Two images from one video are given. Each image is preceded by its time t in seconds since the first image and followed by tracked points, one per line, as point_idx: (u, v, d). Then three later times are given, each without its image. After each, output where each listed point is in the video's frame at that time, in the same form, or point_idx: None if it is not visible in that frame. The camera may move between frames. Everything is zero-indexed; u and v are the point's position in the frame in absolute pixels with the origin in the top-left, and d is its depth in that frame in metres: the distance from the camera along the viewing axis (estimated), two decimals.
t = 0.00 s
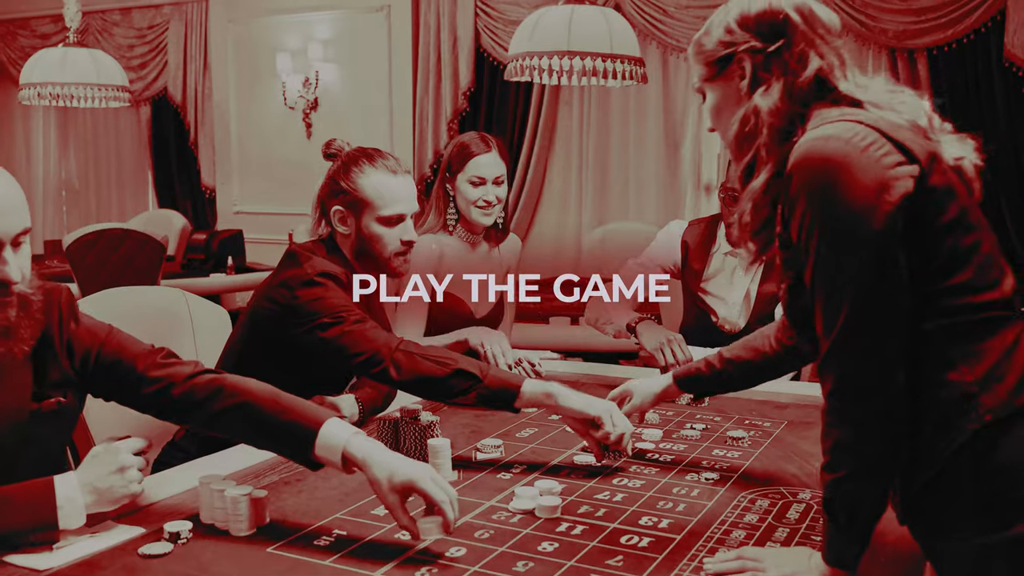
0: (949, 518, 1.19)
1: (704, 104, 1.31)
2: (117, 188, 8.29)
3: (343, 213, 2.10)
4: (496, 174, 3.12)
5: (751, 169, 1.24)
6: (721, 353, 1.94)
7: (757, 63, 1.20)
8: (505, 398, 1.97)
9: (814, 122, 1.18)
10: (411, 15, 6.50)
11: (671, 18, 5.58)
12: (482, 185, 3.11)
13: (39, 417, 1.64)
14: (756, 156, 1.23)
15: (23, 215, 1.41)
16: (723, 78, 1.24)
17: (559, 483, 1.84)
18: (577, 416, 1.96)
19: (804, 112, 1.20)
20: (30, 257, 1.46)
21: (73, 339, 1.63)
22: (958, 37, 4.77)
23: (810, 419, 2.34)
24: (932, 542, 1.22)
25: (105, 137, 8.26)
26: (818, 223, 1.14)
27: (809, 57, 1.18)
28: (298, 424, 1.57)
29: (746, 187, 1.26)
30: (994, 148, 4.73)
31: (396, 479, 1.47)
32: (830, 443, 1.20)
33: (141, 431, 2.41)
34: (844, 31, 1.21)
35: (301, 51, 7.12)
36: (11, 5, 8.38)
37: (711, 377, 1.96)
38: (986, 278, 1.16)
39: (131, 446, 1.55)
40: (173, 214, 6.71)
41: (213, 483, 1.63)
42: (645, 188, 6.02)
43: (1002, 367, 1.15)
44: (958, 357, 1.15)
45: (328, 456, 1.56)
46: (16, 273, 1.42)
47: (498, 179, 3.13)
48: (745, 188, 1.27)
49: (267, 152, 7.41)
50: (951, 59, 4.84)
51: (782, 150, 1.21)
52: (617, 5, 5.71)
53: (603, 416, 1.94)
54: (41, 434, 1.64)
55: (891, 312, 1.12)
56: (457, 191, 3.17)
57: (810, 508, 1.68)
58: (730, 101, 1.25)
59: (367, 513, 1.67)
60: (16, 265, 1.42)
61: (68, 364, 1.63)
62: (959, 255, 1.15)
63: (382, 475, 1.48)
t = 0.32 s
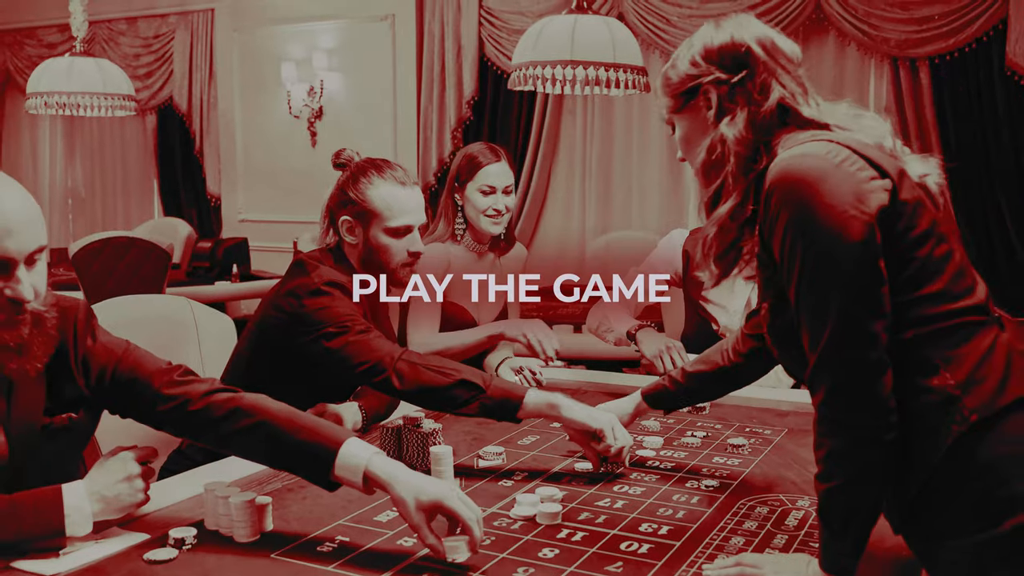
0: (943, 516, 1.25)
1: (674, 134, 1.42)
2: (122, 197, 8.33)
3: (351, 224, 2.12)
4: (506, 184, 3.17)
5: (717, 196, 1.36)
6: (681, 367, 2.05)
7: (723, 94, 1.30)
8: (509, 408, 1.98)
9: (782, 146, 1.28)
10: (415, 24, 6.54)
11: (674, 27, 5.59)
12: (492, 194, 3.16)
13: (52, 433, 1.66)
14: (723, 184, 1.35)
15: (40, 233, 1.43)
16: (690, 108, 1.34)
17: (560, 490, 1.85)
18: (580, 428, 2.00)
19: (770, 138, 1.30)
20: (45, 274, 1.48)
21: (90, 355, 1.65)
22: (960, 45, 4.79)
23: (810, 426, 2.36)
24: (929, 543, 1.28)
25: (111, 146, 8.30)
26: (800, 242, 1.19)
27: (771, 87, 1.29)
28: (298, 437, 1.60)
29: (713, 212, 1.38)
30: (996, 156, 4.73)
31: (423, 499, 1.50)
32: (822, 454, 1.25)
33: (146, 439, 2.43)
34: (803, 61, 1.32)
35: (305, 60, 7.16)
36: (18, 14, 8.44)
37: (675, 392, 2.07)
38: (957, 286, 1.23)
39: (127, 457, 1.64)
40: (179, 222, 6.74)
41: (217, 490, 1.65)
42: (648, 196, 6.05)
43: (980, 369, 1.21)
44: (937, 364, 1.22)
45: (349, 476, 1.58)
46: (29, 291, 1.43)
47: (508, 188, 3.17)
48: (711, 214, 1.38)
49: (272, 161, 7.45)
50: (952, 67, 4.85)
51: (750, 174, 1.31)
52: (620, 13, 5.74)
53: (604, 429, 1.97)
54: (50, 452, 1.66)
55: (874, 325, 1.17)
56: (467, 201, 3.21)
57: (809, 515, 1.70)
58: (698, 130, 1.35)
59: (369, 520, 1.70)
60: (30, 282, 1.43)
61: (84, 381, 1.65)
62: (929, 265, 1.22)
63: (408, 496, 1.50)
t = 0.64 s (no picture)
0: (939, 517, 1.26)
1: (663, 154, 1.45)
2: (129, 203, 8.38)
3: (353, 233, 2.14)
4: (517, 190, 3.15)
5: (706, 212, 1.38)
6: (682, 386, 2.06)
7: (708, 112, 1.34)
8: (511, 416, 2.00)
9: (767, 161, 1.31)
10: (420, 31, 6.57)
11: (677, 34, 5.60)
12: (504, 201, 3.14)
13: (62, 443, 1.68)
14: (711, 200, 1.38)
15: (52, 247, 1.44)
16: (677, 127, 1.37)
17: (561, 494, 1.87)
18: (582, 437, 1.99)
19: (754, 153, 1.33)
20: (57, 286, 1.48)
21: (102, 367, 1.66)
22: (963, 51, 4.79)
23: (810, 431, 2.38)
24: (925, 546, 1.29)
25: (117, 152, 8.35)
26: (788, 252, 1.21)
27: (754, 103, 1.31)
28: (291, 445, 1.61)
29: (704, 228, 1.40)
30: (1000, 163, 4.73)
31: (438, 520, 1.49)
32: (818, 460, 1.27)
33: (153, 444, 2.46)
34: (784, 78, 1.35)
35: (311, 66, 7.18)
36: (25, 21, 8.49)
37: (676, 411, 2.07)
38: (946, 290, 1.25)
39: (131, 463, 1.65)
40: (184, 227, 6.78)
41: (222, 493, 1.67)
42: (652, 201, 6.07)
43: (969, 372, 1.22)
44: (926, 368, 1.23)
45: (361, 497, 1.59)
46: (40, 303, 1.44)
47: (519, 195, 3.16)
48: (702, 230, 1.41)
49: (278, 167, 7.49)
50: (956, 74, 4.86)
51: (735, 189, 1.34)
52: (624, 19, 5.75)
53: (605, 439, 1.96)
54: (60, 461, 1.69)
55: (863, 332, 1.19)
56: (477, 208, 3.18)
57: (809, 520, 1.71)
58: (685, 148, 1.39)
59: (372, 523, 1.71)
60: (40, 295, 1.44)
61: (95, 393, 1.66)
62: (915, 272, 1.24)
63: (424, 517, 1.50)
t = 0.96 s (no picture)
0: (933, 519, 1.28)
1: (661, 162, 1.47)
2: (135, 207, 8.41)
3: (351, 238, 2.14)
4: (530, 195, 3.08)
5: (704, 219, 1.40)
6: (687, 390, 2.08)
7: (705, 120, 1.35)
8: (512, 417, 2.02)
9: (763, 167, 1.32)
10: (425, 34, 6.60)
11: (681, 37, 5.61)
12: (518, 206, 3.06)
13: (70, 447, 1.71)
14: (709, 207, 1.39)
15: (58, 254, 1.46)
16: (675, 136, 1.39)
17: (562, 495, 1.88)
18: (582, 436, 2.01)
19: (749, 159, 1.35)
20: (63, 292, 1.50)
21: (109, 372, 1.68)
22: (966, 55, 4.80)
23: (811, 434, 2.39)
24: (924, 547, 1.31)
25: (123, 155, 8.39)
26: (782, 256, 1.23)
27: (750, 110, 1.33)
28: (296, 446, 1.63)
29: (701, 235, 1.42)
30: (1003, 166, 4.73)
31: (445, 522, 1.50)
32: (814, 462, 1.28)
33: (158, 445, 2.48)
34: (779, 85, 1.36)
35: (316, 69, 7.21)
36: (32, 25, 8.54)
37: (682, 415, 2.09)
38: (940, 294, 1.27)
39: (136, 464, 1.67)
40: (189, 230, 6.81)
41: (227, 494, 1.69)
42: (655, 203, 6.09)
43: (963, 376, 1.24)
44: (921, 371, 1.25)
45: (367, 498, 1.61)
46: (45, 310, 1.45)
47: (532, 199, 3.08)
48: (700, 236, 1.43)
49: (282, 170, 7.52)
50: (959, 77, 4.87)
51: (729, 197, 1.36)
52: (628, 23, 5.78)
53: (604, 438, 1.97)
54: (69, 465, 1.70)
55: (857, 337, 1.20)
56: (491, 216, 3.09)
57: (807, 521, 1.72)
58: (683, 155, 1.40)
59: (375, 523, 1.73)
60: (46, 302, 1.46)
61: (102, 397, 1.68)
62: (910, 276, 1.26)
63: (430, 518, 1.51)
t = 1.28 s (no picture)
0: (932, 524, 1.29)
1: (668, 162, 1.49)
2: (140, 212, 8.45)
3: (350, 244, 2.17)
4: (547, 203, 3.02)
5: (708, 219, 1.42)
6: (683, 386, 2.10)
7: (713, 121, 1.37)
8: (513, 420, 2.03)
9: (769, 170, 1.34)
10: (429, 40, 6.62)
11: (685, 43, 5.64)
12: (535, 216, 3.00)
13: (76, 450, 1.73)
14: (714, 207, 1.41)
15: (67, 259, 1.48)
16: (682, 136, 1.41)
17: (564, 498, 1.90)
18: (580, 437, 2.03)
19: (753, 160, 1.37)
20: (71, 297, 1.53)
21: (116, 376, 1.69)
22: (970, 61, 4.80)
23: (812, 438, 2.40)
24: (923, 551, 1.32)
25: (129, 160, 8.43)
26: (786, 259, 1.24)
27: (758, 111, 1.35)
28: (300, 449, 1.65)
29: (706, 235, 1.44)
30: (1006, 172, 4.75)
31: (446, 523, 1.52)
32: (813, 465, 1.30)
33: (163, 448, 2.50)
34: (787, 88, 1.38)
35: (320, 75, 7.24)
36: (39, 31, 8.58)
37: (678, 409, 2.10)
38: (942, 301, 1.28)
39: (143, 466, 1.69)
40: (195, 234, 6.84)
41: (231, 496, 1.71)
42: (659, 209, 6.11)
43: (964, 382, 1.25)
44: (922, 377, 1.26)
45: (370, 501, 1.62)
46: (54, 315, 1.48)
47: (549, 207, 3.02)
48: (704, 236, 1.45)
49: (287, 175, 7.55)
50: (962, 83, 4.88)
51: (732, 197, 1.38)
52: (632, 29, 5.80)
53: (604, 438, 2.00)
54: (75, 468, 1.72)
55: (860, 341, 1.22)
56: (508, 228, 3.03)
57: (807, 524, 1.74)
58: (691, 155, 1.42)
59: (378, 526, 1.75)
60: (55, 306, 1.48)
61: (109, 401, 1.69)
62: (913, 282, 1.27)
63: (431, 519, 1.52)
